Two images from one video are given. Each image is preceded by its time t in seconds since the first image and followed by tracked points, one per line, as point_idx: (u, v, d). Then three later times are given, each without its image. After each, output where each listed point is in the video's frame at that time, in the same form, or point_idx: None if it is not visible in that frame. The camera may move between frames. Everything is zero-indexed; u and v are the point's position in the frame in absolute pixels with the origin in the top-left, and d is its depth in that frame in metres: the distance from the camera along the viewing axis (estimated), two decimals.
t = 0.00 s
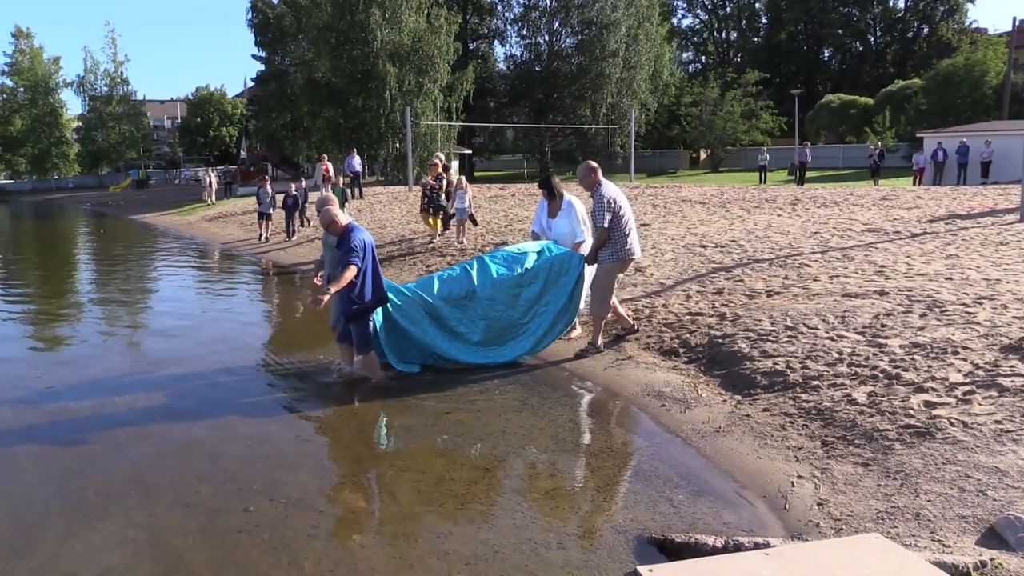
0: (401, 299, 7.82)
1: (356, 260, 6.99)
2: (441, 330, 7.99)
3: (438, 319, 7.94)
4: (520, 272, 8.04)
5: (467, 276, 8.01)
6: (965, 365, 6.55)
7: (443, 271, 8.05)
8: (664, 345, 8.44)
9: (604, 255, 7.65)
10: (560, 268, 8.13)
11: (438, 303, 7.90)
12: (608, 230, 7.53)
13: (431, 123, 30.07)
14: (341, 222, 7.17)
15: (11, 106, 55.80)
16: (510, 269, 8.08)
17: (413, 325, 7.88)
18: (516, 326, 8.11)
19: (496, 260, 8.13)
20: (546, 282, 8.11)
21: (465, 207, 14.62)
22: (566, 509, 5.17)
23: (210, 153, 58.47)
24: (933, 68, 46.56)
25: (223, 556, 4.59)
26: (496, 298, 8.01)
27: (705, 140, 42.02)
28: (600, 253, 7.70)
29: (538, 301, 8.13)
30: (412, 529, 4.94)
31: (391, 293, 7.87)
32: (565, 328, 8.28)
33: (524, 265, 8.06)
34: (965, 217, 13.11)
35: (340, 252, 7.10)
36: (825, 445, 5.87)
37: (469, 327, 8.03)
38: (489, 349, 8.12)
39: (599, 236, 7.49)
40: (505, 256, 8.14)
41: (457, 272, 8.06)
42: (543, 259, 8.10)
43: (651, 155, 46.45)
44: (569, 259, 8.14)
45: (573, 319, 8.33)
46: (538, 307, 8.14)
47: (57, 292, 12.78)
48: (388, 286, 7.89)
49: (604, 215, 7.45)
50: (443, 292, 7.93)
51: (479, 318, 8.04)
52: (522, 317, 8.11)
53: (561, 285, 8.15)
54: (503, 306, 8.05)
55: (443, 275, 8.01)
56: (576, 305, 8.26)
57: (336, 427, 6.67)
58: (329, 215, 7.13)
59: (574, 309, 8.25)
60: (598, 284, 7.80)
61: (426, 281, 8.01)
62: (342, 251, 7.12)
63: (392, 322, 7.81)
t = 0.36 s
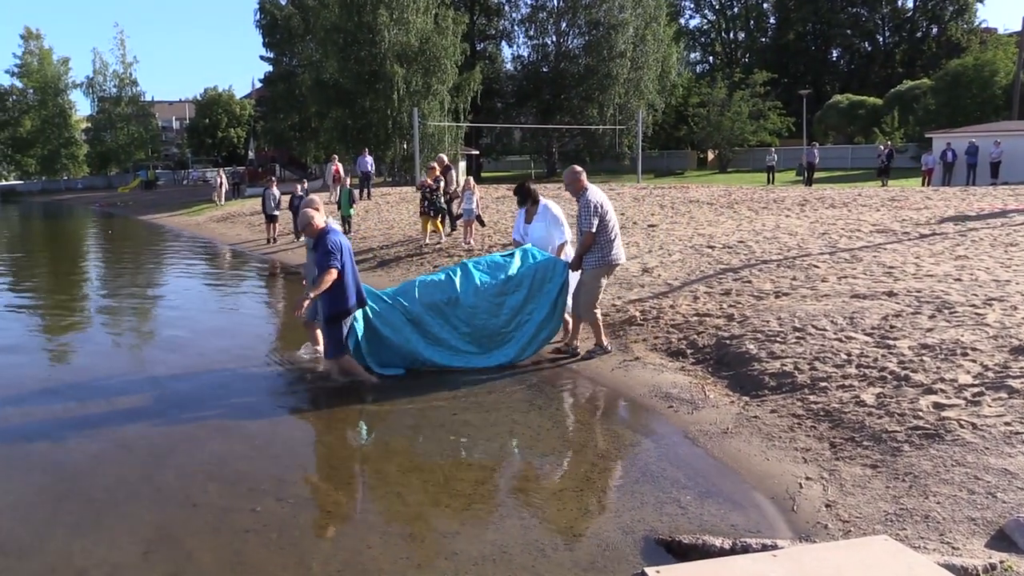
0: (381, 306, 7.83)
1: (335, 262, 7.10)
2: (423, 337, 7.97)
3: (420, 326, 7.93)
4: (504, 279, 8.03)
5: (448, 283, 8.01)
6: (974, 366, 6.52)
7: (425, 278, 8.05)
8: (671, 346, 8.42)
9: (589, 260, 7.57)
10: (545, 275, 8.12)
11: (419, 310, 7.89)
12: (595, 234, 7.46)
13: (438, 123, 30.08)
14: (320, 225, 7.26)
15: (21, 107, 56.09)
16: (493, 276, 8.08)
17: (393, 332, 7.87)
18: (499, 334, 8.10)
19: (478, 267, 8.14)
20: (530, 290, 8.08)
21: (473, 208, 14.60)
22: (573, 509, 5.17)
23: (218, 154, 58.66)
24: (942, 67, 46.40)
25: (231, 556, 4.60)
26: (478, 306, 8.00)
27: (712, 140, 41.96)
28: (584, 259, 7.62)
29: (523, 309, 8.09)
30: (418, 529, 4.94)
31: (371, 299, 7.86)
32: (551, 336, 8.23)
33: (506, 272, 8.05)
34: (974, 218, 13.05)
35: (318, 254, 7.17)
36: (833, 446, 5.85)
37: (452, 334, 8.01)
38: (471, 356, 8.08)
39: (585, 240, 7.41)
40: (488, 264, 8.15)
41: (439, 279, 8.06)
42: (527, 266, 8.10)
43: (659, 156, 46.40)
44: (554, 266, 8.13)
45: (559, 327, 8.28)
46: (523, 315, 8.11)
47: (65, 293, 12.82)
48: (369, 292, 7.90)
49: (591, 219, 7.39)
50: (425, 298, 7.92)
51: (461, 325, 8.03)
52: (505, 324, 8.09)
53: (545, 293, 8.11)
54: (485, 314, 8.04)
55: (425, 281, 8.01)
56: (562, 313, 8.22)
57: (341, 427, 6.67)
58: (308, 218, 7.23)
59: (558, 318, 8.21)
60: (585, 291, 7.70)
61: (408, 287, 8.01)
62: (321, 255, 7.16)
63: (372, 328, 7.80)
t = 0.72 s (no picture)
0: (374, 308, 7.75)
1: (337, 265, 6.90)
2: (416, 340, 7.89)
3: (413, 329, 7.85)
4: (499, 283, 7.96)
5: (443, 285, 7.92)
6: (1005, 370, 6.41)
7: (419, 280, 7.96)
8: (695, 347, 8.37)
9: (585, 264, 7.57)
10: (540, 279, 8.05)
11: (414, 312, 7.82)
12: (589, 237, 7.44)
13: (461, 123, 30.13)
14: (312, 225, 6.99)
15: (51, 108, 56.99)
16: (488, 279, 8.00)
17: (387, 335, 7.80)
18: (494, 338, 8.02)
19: (473, 270, 8.05)
20: (526, 294, 8.01)
21: (496, 207, 14.63)
22: (595, 511, 5.15)
23: (243, 154, 59.21)
24: (971, 66, 45.71)
25: (256, 552, 4.64)
26: (472, 309, 7.93)
27: (737, 140, 41.66)
28: (579, 262, 7.63)
29: (518, 313, 8.02)
30: (440, 528, 4.95)
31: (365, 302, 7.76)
32: (547, 342, 8.15)
33: (502, 275, 7.98)
34: (1006, 218, 12.84)
35: (315, 256, 6.95)
36: (859, 449, 5.78)
37: (445, 338, 7.95)
38: (466, 360, 8.00)
39: (580, 244, 7.39)
40: (483, 266, 8.07)
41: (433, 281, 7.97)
42: (523, 270, 8.02)
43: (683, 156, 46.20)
44: (549, 270, 8.07)
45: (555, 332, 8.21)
46: (518, 319, 8.03)
47: (93, 291, 12.99)
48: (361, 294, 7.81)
49: (585, 222, 7.35)
50: (419, 301, 7.84)
51: (455, 329, 7.96)
52: (501, 329, 8.01)
53: (541, 297, 8.04)
54: (480, 318, 7.97)
55: (419, 283, 7.91)
56: (558, 318, 8.15)
57: (363, 426, 6.70)
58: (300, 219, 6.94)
59: (554, 323, 8.13)
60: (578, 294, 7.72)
61: (401, 289, 7.91)
62: (321, 258, 6.92)
63: (367, 331, 7.72)
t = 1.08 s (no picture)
0: (365, 313, 7.60)
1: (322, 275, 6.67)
2: (408, 345, 7.75)
3: (405, 334, 7.72)
4: (490, 287, 7.82)
5: (435, 290, 7.82)
6: None
7: (410, 287, 7.86)
8: (720, 349, 8.32)
9: (577, 272, 7.40)
10: (533, 282, 7.91)
11: (404, 318, 7.69)
12: (583, 245, 7.28)
13: (485, 124, 30.16)
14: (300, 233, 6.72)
15: (81, 110, 57.84)
16: (480, 283, 7.86)
17: (377, 339, 7.67)
18: (485, 343, 7.84)
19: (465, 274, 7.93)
20: (518, 297, 7.87)
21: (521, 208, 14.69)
22: (619, 513, 5.13)
23: (269, 155, 59.75)
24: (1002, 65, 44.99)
25: (281, 550, 4.67)
26: (464, 315, 7.80)
27: (763, 141, 41.32)
28: (572, 269, 7.45)
29: (510, 318, 7.87)
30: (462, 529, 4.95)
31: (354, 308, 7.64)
32: (540, 348, 8.03)
33: (493, 279, 7.84)
34: None
35: (300, 265, 6.71)
36: (887, 453, 5.71)
37: (437, 342, 7.79)
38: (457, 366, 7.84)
39: (573, 251, 7.23)
40: (475, 271, 7.94)
41: (425, 287, 7.87)
42: (514, 274, 7.89)
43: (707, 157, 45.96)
44: (541, 275, 7.92)
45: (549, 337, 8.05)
46: (510, 324, 7.89)
47: (121, 291, 13.16)
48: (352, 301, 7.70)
49: (579, 230, 7.20)
50: (410, 307, 7.72)
51: (447, 334, 7.82)
52: (492, 333, 7.85)
53: (533, 301, 7.90)
54: (471, 322, 7.82)
55: (411, 290, 7.83)
56: (550, 324, 8.01)
57: (384, 427, 6.71)
58: (289, 227, 6.65)
59: (547, 328, 8.01)
60: (570, 300, 7.56)
61: (392, 295, 7.81)
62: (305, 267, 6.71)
63: (357, 337, 7.61)
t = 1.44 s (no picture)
0: (348, 320, 7.58)
1: (302, 280, 6.71)
2: (391, 354, 7.72)
3: (388, 342, 7.69)
4: (475, 295, 7.73)
5: (419, 297, 7.74)
6: None
7: (396, 293, 7.79)
8: (735, 352, 8.28)
9: (562, 279, 7.37)
10: (519, 291, 7.80)
11: (388, 327, 7.65)
12: (569, 252, 7.24)
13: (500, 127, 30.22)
14: (292, 238, 6.79)
15: (99, 114, 58.36)
16: (464, 291, 7.76)
17: (360, 348, 7.65)
18: (469, 352, 7.80)
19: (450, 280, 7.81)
20: (503, 306, 7.78)
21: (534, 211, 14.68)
22: (633, 516, 5.11)
23: (285, 158, 60.07)
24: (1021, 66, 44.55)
25: (296, 551, 4.69)
26: (449, 323, 7.74)
27: (778, 143, 41.14)
28: (557, 276, 7.41)
29: (495, 327, 7.80)
30: (475, 532, 4.95)
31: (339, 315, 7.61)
32: (525, 356, 7.97)
33: (478, 288, 7.73)
34: None
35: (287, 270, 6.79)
36: (904, 458, 5.66)
37: (420, 351, 7.75)
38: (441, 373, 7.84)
39: (558, 257, 7.20)
40: (460, 277, 7.83)
41: (409, 293, 7.79)
42: (500, 282, 7.77)
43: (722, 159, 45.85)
44: (528, 283, 7.81)
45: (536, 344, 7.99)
46: (495, 332, 7.82)
47: (139, 293, 13.27)
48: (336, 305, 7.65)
49: (565, 237, 7.15)
50: (394, 315, 7.66)
51: (431, 342, 7.79)
52: (477, 342, 7.80)
53: (518, 310, 7.81)
54: (456, 331, 7.77)
55: (395, 296, 7.76)
56: (536, 332, 7.93)
57: (396, 429, 6.72)
58: (280, 231, 6.74)
59: (533, 336, 7.92)
60: (558, 308, 7.52)
61: (376, 302, 7.75)
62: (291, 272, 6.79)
63: (341, 346, 7.61)
